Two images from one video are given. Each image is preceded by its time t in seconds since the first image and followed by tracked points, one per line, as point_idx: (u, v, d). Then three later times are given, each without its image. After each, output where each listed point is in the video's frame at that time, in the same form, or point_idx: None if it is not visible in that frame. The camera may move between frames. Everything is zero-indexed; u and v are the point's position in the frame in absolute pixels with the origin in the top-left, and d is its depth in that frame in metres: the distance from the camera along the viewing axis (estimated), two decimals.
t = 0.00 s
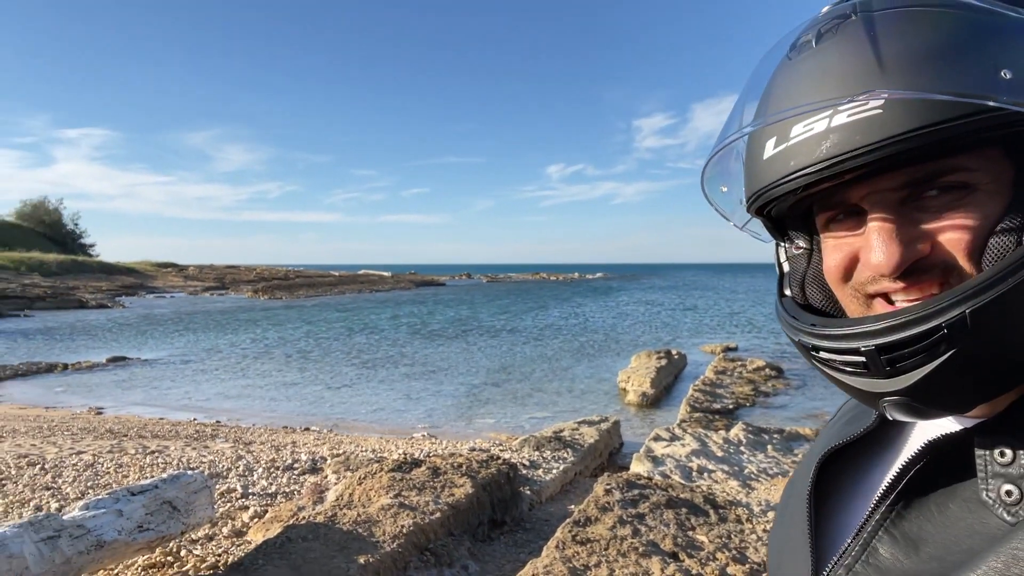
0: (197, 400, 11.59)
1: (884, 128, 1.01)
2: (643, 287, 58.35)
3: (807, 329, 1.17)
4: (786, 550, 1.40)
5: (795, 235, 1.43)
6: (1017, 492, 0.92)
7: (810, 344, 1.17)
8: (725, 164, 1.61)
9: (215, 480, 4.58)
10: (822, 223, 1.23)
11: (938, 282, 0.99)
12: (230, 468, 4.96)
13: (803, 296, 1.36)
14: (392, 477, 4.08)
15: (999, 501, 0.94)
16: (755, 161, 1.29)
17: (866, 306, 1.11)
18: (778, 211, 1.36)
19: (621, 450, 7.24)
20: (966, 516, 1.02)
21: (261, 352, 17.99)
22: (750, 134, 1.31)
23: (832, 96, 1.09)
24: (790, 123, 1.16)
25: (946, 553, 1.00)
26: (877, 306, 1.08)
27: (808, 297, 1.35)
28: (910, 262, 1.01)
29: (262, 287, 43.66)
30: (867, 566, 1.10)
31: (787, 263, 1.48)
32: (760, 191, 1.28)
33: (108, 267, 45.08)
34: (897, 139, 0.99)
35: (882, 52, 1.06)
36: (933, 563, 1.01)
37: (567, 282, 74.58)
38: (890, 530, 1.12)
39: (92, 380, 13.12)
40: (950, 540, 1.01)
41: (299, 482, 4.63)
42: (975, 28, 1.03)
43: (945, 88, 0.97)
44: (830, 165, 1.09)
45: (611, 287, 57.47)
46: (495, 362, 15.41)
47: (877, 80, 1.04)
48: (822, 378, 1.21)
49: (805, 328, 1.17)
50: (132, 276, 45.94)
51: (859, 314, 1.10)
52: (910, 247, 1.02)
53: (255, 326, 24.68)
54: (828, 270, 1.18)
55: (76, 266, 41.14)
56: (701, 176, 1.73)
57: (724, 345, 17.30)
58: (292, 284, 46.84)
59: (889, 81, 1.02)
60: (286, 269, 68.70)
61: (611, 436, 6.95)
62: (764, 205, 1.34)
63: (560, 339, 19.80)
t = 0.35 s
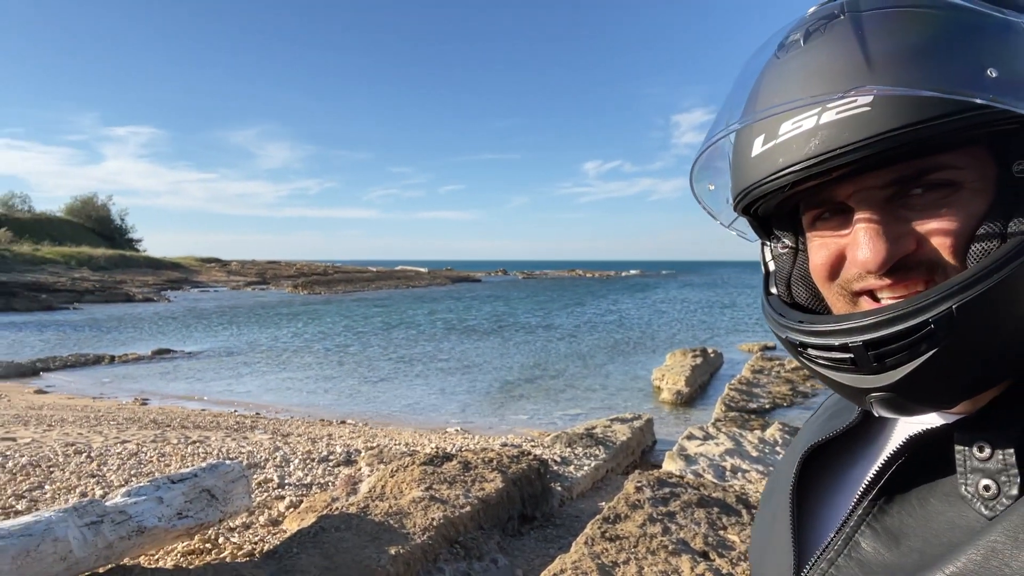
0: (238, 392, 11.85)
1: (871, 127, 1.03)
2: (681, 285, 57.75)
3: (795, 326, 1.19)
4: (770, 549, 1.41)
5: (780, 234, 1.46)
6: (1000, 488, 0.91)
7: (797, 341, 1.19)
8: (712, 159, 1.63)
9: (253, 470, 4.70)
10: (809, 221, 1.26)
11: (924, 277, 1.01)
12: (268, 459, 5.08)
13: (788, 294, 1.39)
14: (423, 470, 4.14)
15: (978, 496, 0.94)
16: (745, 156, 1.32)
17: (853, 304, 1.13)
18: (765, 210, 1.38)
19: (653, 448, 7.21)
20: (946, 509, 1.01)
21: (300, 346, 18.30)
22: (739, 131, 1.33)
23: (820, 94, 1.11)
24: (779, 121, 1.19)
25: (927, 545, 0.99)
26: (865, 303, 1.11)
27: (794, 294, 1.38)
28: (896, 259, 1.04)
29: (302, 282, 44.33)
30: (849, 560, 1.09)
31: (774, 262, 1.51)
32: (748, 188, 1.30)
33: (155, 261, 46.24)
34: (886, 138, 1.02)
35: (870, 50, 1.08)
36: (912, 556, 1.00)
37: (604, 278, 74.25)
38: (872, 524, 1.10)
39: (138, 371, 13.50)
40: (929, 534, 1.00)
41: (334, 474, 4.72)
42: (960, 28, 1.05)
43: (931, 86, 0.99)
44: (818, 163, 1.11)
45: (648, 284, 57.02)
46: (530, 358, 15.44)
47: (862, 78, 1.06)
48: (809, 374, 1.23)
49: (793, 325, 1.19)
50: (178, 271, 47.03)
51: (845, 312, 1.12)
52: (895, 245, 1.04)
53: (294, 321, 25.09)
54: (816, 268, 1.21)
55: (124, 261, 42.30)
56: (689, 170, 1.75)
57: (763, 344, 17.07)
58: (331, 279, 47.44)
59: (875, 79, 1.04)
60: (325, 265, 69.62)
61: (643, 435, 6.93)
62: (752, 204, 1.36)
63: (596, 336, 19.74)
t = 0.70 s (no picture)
0: (274, 388, 12.07)
1: (856, 125, 1.09)
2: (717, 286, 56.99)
3: (779, 323, 1.24)
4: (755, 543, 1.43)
5: (763, 236, 1.52)
6: (980, 487, 0.99)
7: (782, 339, 1.23)
8: (700, 153, 1.69)
9: (287, 465, 4.80)
10: (792, 221, 1.32)
11: (905, 277, 1.08)
12: (301, 454, 5.18)
13: (771, 294, 1.45)
14: (452, 467, 4.19)
15: (958, 493, 1.02)
16: (728, 154, 1.37)
17: (837, 302, 1.19)
18: (751, 211, 1.44)
19: (685, 450, 7.17)
20: (926, 505, 1.07)
21: (335, 343, 18.54)
22: (723, 131, 1.39)
23: (805, 92, 1.17)
24: (764, 119, 1.24)
25: (907, 539, 1.04)
26: (848, 301, 1.17)
27: (777, 294, 1.43)
28: (879, 257, 1.10)
29: (338, 281, 44.79)
30: (832, 555, 1.13)
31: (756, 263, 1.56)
32: (733, 187, 1.36)
33: (197, 261, 47.20)
34: (874, 136, 1.08)
35: (853, 51, 1.15)
36: (893, 549, 1.05)
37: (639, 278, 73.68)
38: (855, 520, 1.14)
39: (178, 367, 13.81)
40: (909, 530, 1.06)
41: (365, 470, 4.80)
42: (938, 29, 1.13)
43: (914, 84, 1.06)
44: (802, 161, 1.17)
45: (684, 285, 56.39)
46: (563, 358, 15.42)
47: (846, 78, 1.12)
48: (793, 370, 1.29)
49: (777, 323, 1.23)
50: (218, 270, 47.92)
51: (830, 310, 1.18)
52: (878, 243, 1.11)
53: (330, 319, 25.41)
54: (800, 267, 1.27)
55: (166, 259, 43.22)
56: (676, 168, 1.82)
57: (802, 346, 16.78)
58: (367, 278, 47.87)
59: (859, 79, 1.11)
60: (362, 264, 70.29)
61: (674, 435, 6.90)
62: (736, 204, 1.42)
63: (631, 336, 19.62)
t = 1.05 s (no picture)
0: (304, 387, 12.22)
1: (849, 119, 1.10)
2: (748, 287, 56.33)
3: (773, 322, 1.22)
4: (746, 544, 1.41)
5: (749, 238, 1.51)
6: (966, 479, 0.99)
7: (777, 339, 1.21)
8: (685, 159, 1.68)
9: (314, 462, 4.87)
10: (780, 220, 1.33)
11: (897, 273, 1.07)
12: (328, 451, 5.25)
13: (761, 294, 1.44)
14: (476, 466, 4.21)
15: (942, 485, 1.02)
16: (717, 152, 1.35)
17: (829, 301, 1.18)
18: (738, 211, 1.43)
19: (712, 452, 7.11)
20: (914, 499, 1.06)
21: (364, 343, 18.70)
22: (711, 131, 1.38)
23: (797, 88, 1.17)
24: (754, 115, 1.23)
25: (897, 534, 1.04)
26: (840, 299, 1.16)
27: (769, 293, 1.42)
28: (872, 253, 1.11)
29: (368, 281, 45.16)
30: (822, 551, 1.13)
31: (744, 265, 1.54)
32: (722, 187, 1.34)
33: (230, 261, 47.92)
34: (869, 130, 1.09)
35: (842, 45, 1.17)
36: (883, 544, 1.04)
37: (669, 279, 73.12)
38: (843, 515, 1.14)
39: (211, 365, 14.04)
40: (898, 525, 1.05)
41: (391, 468, 4.85)
42: (925, 23, 1.17)
43: (906, 78, 1.08)
44: (794, 157, 1.16)
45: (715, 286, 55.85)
46: (590, 358, 15.39)
47: (836, 72, 1.13)
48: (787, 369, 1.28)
49: (771, 322, 1.21)
50: (250, 270, 48.60)
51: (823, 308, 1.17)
52: (869, 240, 1.11)
53: (359, 319, 25.63)
54: (792, 266, 1.27)
55: (200, 260, 44.00)
56: (665, 173, 1.81)
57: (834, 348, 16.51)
58: (396, 278, 48.19)
59: (851, 72, 1.12)
60: (391, 264, 70.76)
61: (701, 437, 6.85)
62: (725, 204, 1.41)
63: (659, 337, 19.49)
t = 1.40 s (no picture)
0: (320, 387, 12.30)
1: (841, 126, 1.11)
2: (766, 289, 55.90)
3: (771, 331, 1.22)
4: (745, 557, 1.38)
5: (750, 247, 1.51)
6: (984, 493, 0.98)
7: (775, 347, 1.21)
8: (684, 166, 1.70)
9: (329, 463, 4.90)
10: (779, 228, 1.33)
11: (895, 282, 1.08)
12: (344, 452, 5.28)
13: (763, 305, 1.45)
14: (490, 468, 4.21)
15: (959, 497, 1.00)
16: (715, 162, 1.37)
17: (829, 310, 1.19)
18: (739, 220, 1.44)
19: (729, 455, 7.06)
20: (923, 511, 1.06)
21: (381, 343, 18.78)
22: (709, 139, 1.40)
23: (791, 97, 1.19)
24: (750, 125, 1.25)
25: (904, 545, 1.03)
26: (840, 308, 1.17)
27: (769, 304, 1.43)
28: (868, 262, 1.11)
29: (385, 282, 45.33)
30: (826, 561, 1.12)
31: (744, 275, 1.55)
32: (721, 196, 1.36)
33: (248, 262, 48.31)
34: (865, 136, 1.09)
35: (834, 55, 1.19)
36: (890, 555, 1.04)
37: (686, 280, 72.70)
38: (848, 526, 1.15)
39: (229, 366, 14.17)
40: (905, 536, 1.05)
41: (405, 468, 4.86)
42: (918, 32, 1.18)
43: (898, 84, 1.09)
44: (789, 165, 1.18)
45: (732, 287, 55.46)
46: (606, 359, 15.34)
47: (828, 82, 1.15)
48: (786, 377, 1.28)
49: (770, 329, 1.22)
50: (269, 271, 48.97)
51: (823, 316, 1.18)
52: (867, 248, 1.12)
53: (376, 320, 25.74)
54: (793, 275, 1.27)
55: (220, 260, 44.42)
56: (662, 180, 1.87)
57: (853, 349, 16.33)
58: (413, 279, 48.33)
59: (843, 81, 1.14)
60: (408, 265, 71.00)
61: (717, 439, 6.80)
62: (725, 213, 1.42)
63: (676, 338, 19.40)
